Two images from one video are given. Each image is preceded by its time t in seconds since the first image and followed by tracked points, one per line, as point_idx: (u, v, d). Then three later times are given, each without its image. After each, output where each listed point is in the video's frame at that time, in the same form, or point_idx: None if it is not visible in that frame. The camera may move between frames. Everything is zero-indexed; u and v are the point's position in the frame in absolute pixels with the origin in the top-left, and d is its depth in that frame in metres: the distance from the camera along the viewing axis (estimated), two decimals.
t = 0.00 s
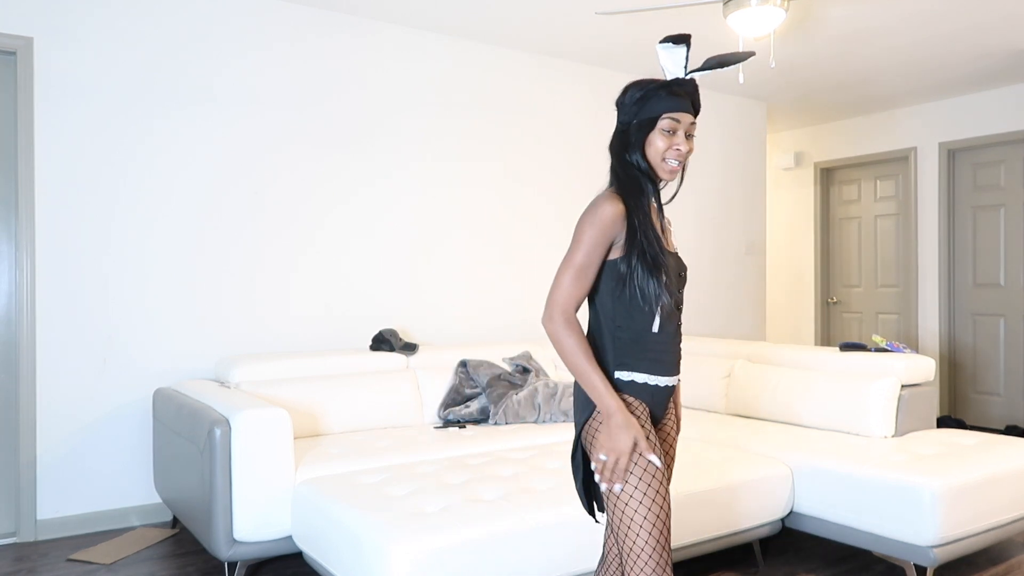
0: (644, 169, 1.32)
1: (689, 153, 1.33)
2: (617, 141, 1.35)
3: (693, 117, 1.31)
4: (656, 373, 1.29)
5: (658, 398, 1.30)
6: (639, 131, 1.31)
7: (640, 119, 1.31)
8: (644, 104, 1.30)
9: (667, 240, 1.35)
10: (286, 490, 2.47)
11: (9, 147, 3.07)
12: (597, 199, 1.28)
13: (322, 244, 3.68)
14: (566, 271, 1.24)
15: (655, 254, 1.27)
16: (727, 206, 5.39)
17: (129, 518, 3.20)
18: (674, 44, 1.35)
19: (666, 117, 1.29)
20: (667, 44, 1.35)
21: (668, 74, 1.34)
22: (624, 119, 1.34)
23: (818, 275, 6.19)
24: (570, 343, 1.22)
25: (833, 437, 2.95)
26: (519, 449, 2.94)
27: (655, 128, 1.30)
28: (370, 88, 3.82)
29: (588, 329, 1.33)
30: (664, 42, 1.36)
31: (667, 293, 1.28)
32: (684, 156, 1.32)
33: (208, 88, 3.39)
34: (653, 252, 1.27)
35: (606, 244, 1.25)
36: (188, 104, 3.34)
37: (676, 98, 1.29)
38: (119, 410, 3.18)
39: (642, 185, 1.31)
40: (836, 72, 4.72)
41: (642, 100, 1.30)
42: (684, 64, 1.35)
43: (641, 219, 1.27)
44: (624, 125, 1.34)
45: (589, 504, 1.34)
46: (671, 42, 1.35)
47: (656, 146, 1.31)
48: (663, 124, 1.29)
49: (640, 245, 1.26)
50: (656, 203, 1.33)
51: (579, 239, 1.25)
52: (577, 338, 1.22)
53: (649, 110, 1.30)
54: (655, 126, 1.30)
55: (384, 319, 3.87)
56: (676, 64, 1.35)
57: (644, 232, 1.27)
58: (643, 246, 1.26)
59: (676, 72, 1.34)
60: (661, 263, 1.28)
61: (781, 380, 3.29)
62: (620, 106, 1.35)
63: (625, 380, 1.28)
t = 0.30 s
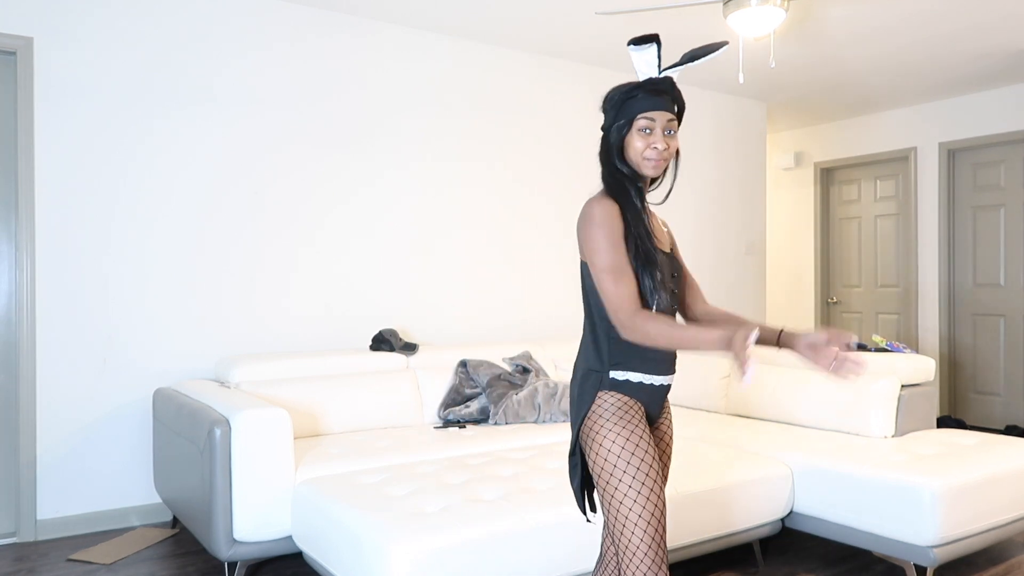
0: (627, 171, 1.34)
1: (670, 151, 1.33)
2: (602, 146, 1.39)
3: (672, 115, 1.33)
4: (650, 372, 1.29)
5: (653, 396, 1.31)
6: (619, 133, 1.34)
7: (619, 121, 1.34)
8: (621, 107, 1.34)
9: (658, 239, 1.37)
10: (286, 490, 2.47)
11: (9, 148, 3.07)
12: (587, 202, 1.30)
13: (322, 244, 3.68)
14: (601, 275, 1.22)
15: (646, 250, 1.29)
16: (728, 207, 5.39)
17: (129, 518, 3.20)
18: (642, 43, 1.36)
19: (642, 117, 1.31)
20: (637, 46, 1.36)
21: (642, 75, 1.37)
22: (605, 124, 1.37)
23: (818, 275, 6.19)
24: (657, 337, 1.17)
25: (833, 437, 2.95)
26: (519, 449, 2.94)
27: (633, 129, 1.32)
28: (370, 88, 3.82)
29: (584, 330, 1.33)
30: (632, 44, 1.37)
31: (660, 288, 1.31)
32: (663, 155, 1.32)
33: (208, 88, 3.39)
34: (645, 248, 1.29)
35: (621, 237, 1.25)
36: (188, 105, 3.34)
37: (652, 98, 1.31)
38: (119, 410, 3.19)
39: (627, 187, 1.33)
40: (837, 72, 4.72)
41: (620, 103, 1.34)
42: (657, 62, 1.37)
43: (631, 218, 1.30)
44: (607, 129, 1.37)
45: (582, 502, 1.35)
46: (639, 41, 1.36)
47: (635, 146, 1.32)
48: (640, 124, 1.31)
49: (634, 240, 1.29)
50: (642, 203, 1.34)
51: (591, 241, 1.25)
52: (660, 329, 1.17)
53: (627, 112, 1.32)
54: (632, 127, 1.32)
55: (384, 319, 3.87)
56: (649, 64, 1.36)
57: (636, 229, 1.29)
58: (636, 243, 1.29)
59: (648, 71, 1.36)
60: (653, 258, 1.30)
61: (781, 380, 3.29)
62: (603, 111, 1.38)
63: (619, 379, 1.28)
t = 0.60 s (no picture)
0: (623, 170, 1.34)
1: (664, 147, 1.32)
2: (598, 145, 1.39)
3: (664, 110, 1.32)
4: (646, 370, 1.29)
5: (651, 395, 1.30)
6: (612, 133, 1.34)
7: (612, 121, 1.34)
8: (613, 106, 1.33)
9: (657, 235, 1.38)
10: (286, 490, 2.47)
11: (9, 148, 3.07)
12: (585, 202, 1.31)
13: (322, 243, 3.68)
14: (612, 269, 1.23)
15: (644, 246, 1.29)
16: (728, 207, 5.39)
17: (129, 518, 3.20)
18: (627, 41, 1.36)
19: (632, 116, 1.31)
20: (621, 46, 1.37)
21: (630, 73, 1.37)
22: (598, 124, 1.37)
23: (818, 275, 6.19)
24: (688, 310, 1.18)
25: (833, 437, 2.95)
26: (519, 449, 2.94)
27: (625, 127, 1.32)
28: (370, 88, 3.82)
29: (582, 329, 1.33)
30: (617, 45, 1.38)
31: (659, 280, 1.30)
32: (657, 150, 1.31)
33: (208, 88, 3.39)
34: (644, 244, 1.30)
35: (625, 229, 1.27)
36: (188, 105, 3.34)
37: (642, 95, 1.31)
38: (119, 411, 3.18)
39: (622, 186, 1.33)
40: (837, 72, 4.72)
41: (611, 103, 1.33)
42: (644, 60, 1.37)
43: (629, 215, 1.30)
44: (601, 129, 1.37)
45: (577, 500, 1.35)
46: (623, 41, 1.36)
47: (629, 144, 1.32)
48: (632, 122, 1.31)
49: (634, 237, 1.29)
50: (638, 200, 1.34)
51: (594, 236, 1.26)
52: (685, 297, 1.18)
53: (619, 112, 1.32)
54: (625, 126, 1.32)
55: (384, 319, 3.87)
56: (637, 63, 1.37)
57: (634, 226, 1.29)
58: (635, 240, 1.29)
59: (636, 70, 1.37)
60: (653, 254, 1.31)
61: (781, 380, 3.29)
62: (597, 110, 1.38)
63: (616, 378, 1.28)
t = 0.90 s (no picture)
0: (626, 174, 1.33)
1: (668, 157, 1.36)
2: (594, 141, 1.34)
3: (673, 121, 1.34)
4: (640, 369, 1.29)
5: (645, 393, 1.30)
6: (625, 136, 1.32)
7: (625, 122, 1.31)
8: (628, 108, 1.30)
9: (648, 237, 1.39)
10: (286, 490, 2.47)
11: (9, 148, 3.07)
12: (583, 206, 1.28)
13: (322, 244, 3.68)
14: (607, 267, 1.23)
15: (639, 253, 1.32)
16: (727, 206, 5.39)
17: (129, 518, 3.20)
18: (661, 50, 1.35)
19: (654, 122, 1.30)
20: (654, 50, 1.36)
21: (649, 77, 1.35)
22: (604, 120, 1.32)
23: (818, 275, 6.19)
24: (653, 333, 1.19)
25: (833, 437, 2.94)
26: (519, 449, 2.94)
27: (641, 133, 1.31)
28: (370, 88, 3.82)
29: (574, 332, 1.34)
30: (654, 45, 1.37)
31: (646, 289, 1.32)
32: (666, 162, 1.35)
33: (208, 89, 3.39)
34: (637, 254, 1.32)
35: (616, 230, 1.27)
36: (188, 105, 3.34)
37: (658, 103, 1.30)
38: (119, 411, 3.19)
39: (627, 191, 1.33)
40: (837, 71, 4.72)
41: (628, 105, 1.29)
42: (665, 73, 1.37)
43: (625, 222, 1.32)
44: (604, 127, 1.33)
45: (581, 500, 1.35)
46: (659, 47, 1.36)
47: (642, 151, 1.32)
48: (650, 129, 1.31)
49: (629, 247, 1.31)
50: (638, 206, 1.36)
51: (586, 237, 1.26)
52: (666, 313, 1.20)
53: (636, 115, 1.30)
54: (642, 132, 1.31)
55: (384, 319, 3.87)
56: (658, 73, 1.37)
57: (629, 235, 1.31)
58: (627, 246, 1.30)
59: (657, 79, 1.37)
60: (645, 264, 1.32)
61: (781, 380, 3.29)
62: (597, 106, 1.33)
63: (611, 379, 1.28)
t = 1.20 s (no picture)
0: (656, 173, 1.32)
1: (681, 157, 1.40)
2: (619, 140, 1.32)
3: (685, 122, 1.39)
4: (648, 372, 1.29)
5: (650, 396, 1.30)
6: (653, 134, 1.32)
7: (653, 121, 1.31)
8: (658, 107, 1.31)
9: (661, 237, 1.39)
10: (286, 490, 2.47)
11: (10, 148, 3.07)
12: (607, 207, 1.25)
13: (322, 244, 3.68)
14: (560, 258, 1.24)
15: (663, 259, 1.29)
16: (727, 206, 5.39)
17: (129, 518, 3.20)
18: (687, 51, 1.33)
19: (677, 121, 1.34)
20: (678, 51, 1.34)
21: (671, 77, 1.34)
22: (632, 118, 1.31)
23: (818, 275, 6.19)
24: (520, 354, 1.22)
25: (833, 437, 2.94)
26: (518, 449, 2.94)
27: (667, 132, 1.33)
28: (370, 88, 3.82)
29: (579, 332, 1.32)
30: (677, 46, 1.34)
31: (668, 294, 1.30)
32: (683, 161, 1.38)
33: (208, 89, 3.39)
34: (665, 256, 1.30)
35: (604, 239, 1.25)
36: (188, 105, 3.34)
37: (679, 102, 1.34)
38: (119, 411, 3.19)
39: (661, 188, 1.32)
40: (837, 71, 4.72)
41: (658, 102, 1.30)
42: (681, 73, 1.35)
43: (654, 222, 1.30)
44: (632, 125, 1.32)
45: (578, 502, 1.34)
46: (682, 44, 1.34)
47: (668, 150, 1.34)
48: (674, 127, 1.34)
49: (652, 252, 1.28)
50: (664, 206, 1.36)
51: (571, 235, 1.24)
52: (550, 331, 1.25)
53: (665, 113, 1.31)
54: (668, 131, 1.33)
55: (384, 319, 3.87)
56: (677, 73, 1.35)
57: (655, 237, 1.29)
58: (648, 252, 1.27)
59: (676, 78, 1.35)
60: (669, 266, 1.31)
61: (781, 379, 3.29)
62: (620, 105, 1.31)
63: (619, 381, 1.28)
